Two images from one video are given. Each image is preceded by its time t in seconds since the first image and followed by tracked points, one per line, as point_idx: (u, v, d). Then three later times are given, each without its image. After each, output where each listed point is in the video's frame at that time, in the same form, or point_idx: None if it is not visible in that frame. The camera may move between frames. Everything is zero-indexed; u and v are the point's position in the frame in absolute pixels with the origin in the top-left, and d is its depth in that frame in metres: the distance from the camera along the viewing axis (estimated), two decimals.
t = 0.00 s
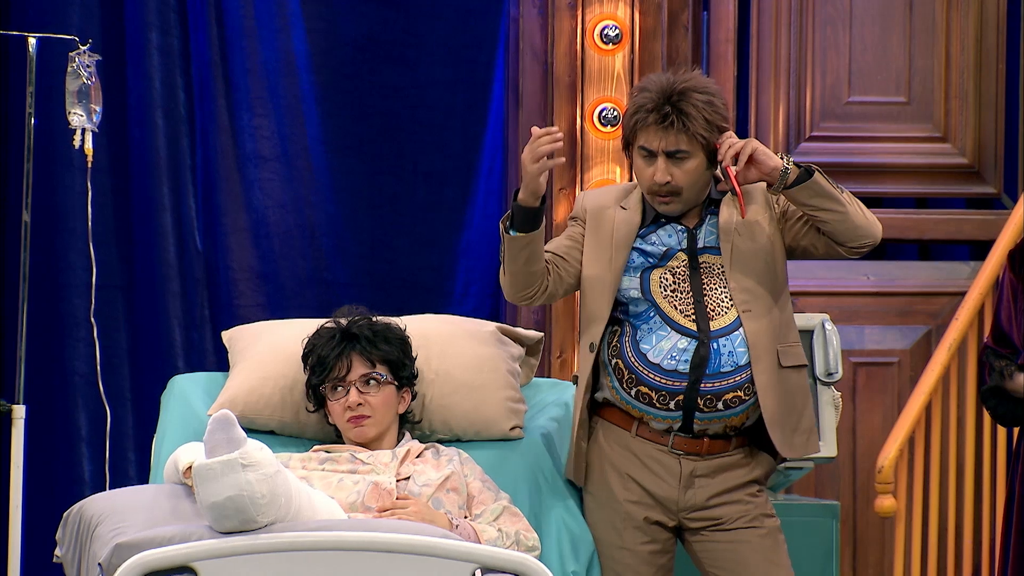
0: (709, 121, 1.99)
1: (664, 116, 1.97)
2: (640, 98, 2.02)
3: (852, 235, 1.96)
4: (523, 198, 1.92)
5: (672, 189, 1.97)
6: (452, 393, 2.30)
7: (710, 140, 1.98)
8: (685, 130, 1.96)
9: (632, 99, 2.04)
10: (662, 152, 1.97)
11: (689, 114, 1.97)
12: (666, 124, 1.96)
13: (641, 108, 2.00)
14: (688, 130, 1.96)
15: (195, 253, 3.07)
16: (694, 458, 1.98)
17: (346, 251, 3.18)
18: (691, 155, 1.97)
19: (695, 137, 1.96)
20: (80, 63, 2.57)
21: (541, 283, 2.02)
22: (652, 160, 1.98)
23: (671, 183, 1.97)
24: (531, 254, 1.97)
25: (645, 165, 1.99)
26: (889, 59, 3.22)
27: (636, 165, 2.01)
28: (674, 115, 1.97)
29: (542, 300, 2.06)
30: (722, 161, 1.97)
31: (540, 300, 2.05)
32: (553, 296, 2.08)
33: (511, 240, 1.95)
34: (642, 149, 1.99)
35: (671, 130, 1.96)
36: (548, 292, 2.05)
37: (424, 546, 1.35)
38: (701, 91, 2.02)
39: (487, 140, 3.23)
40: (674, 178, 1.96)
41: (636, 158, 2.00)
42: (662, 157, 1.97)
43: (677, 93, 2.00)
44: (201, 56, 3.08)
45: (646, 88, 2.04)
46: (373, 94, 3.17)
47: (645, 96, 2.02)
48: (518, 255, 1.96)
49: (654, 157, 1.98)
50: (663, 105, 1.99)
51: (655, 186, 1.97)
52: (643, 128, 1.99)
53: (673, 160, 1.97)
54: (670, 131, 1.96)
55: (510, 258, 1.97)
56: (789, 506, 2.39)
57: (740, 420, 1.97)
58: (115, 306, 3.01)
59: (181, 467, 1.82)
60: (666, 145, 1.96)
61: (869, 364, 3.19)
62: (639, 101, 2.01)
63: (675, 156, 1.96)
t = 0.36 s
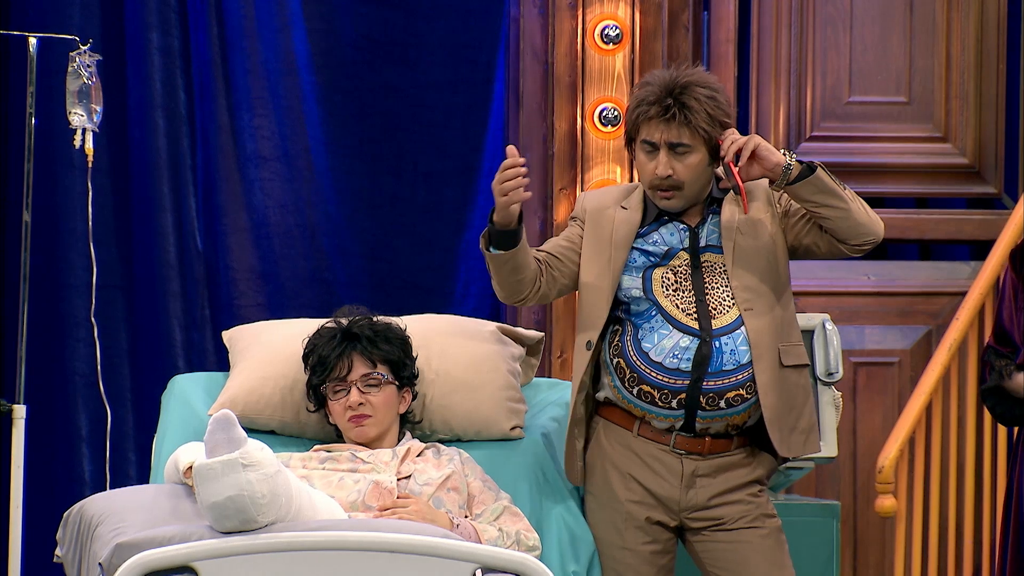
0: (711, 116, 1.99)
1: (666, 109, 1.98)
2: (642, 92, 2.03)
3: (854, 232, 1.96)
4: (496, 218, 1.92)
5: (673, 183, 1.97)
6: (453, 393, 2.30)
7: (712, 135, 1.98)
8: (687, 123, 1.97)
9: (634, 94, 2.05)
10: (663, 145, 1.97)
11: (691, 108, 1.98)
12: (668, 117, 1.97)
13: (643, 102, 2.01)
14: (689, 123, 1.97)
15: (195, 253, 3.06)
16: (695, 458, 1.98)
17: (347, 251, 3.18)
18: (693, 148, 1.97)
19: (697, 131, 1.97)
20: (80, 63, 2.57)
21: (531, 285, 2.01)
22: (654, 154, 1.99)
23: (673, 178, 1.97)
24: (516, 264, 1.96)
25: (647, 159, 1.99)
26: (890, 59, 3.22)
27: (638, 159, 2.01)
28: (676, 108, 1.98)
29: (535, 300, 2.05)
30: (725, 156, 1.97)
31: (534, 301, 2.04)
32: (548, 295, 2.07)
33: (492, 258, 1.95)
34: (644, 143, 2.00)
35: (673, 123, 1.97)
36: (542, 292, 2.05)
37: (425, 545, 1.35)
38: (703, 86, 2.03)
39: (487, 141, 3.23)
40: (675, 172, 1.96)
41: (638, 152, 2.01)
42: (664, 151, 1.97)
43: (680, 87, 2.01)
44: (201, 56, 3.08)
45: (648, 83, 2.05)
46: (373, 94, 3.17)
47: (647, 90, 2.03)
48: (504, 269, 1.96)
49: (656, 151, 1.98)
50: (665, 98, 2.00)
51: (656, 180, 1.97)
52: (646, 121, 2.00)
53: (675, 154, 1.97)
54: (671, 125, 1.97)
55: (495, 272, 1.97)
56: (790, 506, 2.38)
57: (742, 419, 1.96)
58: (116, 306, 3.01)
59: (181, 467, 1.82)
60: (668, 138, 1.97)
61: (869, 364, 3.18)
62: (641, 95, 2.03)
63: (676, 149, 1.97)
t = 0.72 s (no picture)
0: (715, 111, 2.00)
1: (671, 104, 1.98)
2: (646, 88, 2.03)
3: (856, 229, 1.97)
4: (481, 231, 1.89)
5: (677, 180, 1.97)
6: (453, 393, 2.30)
7: (716, 131, 1.99)
8: (692, 118, 1.97)
9: (638, 90, 2.05)
10: (667, 141, 1.97)
11: (696, 104, 1.98)
12: (673, 112, 1.97)
13: (647, 97, 2.01)
14: (695, 119, 1.97)
15: (195, 253, 3.06)
16: (699, 457, 1.98)
17: (347, 251, 3.18)
18: (697, 145, 1.97)
19: (702, 127, 1.97)
20: (80, 63, 2.57)
21: (530, 282, 2.00)
22: (657, 149, 1.99)
23: (676, 174, 1.97)
24: (512, 265, 1.94)
25: (651, 154, 1.99)
26: (890, 59, 3.22)
27: (640, 155, 2.01)
28: (682, 103, 1.98)
29: (536, 297, 2.04)
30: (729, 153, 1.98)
31: (535, 297, 2.03)
32: (550, 290, 2.06)
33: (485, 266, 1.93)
34: (647, 139, 2.00)
35: (678, 118, 1.97)
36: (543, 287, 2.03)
37: (426, 546, 1.35)
38: (707, 82, 2.03)
39: (487, 141, 3.23)
40: (679, 168, 1.96)
41: (641, 149, 2.01)
42: (668, 147, 1.97)
43: (684, 82, 2.01)
44: (201, 56, 3.07)
45: (652, 78, 2.05)
46: (373, 94, 3.17)
47: (651, 86, 2.03)
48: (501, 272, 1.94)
49: (659, 147, 1.98)
50: (670, 93, 2.00)
51: (660, 175, 1.97)
52: (650, 117, 1.99)
53: (679, 149, 1.97)
54: (676, 121, 1.97)
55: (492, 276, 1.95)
56: (790, 506, 2.39)
57: (746, 416, 1.97)
58: (116, 306, 3.01)
59: (181, 467, 1.82)
60: (673, 134, 1.97)
61: (869, 364, 3.18)
62: (645, 91, 2.02)
63: (681, 145, 1.97)
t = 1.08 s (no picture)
0: (721, 113, 2.00)
1: (679, 104, 1.97)
2: (652, 88, 2.02)
3: (857, 232, 1.98)
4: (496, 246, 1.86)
5: (682, 180, 1.97)
6: (453, 394, 2.30)
7: (722, 132, 1.99)
8: (700, 119, 1.97)
9: (644, 89, 2.04)
10: (674, 141, 1.97)
11: (703, 104, 1.98)
12: (681, 112, 1.97)
13: (654, 96, 2.00)
14: (702, 120, 1.97)
15: (195, 254, 3.06)
16: (702, 458, 1.97)
17: (347, 252, 3.18)
18: (702, 145, 1.97)
19: (708, 128, 1.97)
20: (80, 64, 2.57)
21: (550, 287, 1.96)
22: (663, 149, 1.98)
23: (681, 174, 1.97)
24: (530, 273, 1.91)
25: (656, 154, 1.98)
26: (890, 60, 3.22)
27: (644, 155, 2.00)
28: (689, 104, 1.98)
29: (558, 301, 2.00)
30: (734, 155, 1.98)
31: (556, 302, 1.99)
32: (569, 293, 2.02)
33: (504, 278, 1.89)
34: (652, 139, 1.99)
35: (686, 119, 1.97)
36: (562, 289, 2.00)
37: (425, 546, 1.35)
38: (712, 83, 2.03)
39: (487, 142, 3.23)
40: (685, 168, 1.96)
41: (646, 148, 2.00)
42: (674, 147, 1.97)
43: (691, 83, 2.01)
44: (201, 56, 3.07)
45: (657, 78, 2.04)
46: (373, 95, 3.17)
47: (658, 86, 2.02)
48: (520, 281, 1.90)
49: (665, 147, 1.98)
50: (677, 93, 1.99)
51: (665, 175, 1.97)
52: (657, 116, 1.98)
53: (685, 150, 1.97)
54: (684, 121, 1.97)
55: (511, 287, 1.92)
56: (790, 507, 2.39)
57: (750, 418, 1.97)
58: (116, 307, 3.01)
59: (181, 468, 1.82)
60: (679, 134, 1.96)
61: (869, 365, 3.18)
62: (652, 90, 2.01)
63: (687, 145, 1.97)
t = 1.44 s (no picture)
0: (730, 116, 1.99)
1: (690, 107, 1.96)
2: (662, 89, 2.00)
3: (860, 235, 1.98)
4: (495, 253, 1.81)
5: (690, 182, 1.96)
6: (453, 396, 2.29)
7: (730, 135, 1.98)
8: (710, 122, 1.95)
9: (653, 91, 2.02)
10: (683, 144, 1.95)
11: (714, 107, 1.97)
12: (692, 115, 1.95)
13: (664, 98, 1.98)
14: (713, 123, 1.95)
15: (195, 255, 3.06)
16: (707, 460, 1.96)
17: (347, 253, 3.18)
18: (711, 148, 1.96)
19: (718, 131, 1.96)
20: (80, 65, 2.57)
21: (550, 283, 1.92)
22: (671, 152, 1.96)
23: (689, 177, 1.95)
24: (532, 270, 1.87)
25: (663, 156, 1.97)
26: (889, 61, 3.22)
27: (652, 157, 1.99)
28: (700, 107, 1.96)
29: (559, 297, 1.96)
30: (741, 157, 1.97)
31: (558, 297, 1.95)
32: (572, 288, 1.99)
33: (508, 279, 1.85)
34: (661, 141, 1.97)
35: (696, 122, 1.95)
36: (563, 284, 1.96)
37: (426, 547, 1.35)
38: (721, 86, 2.02)
39: (487, 143, 3.23)
40: (694, 171, 1.95)
41: (653, 150, 1.98)
42: (683, 149, 1.95)
43: (701, 85, 1.99)
44: (201, 57, 3.07)
45: (667, 80, 2.02)
46: (372, 95, 3.17)
47: (668, 87, 2.00)
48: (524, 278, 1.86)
49: (674, 150, 1.96)
50: (688, 96, 1.97)
51: (673, 177, 1.95)
52: (666, 118, 1.96)
53: (693, 153, 1.95)
54: (694, 123, 1.95)
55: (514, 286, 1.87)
56: (790, 509, 2.38)
57: (757, 420, 1.97)
58: (116, 308, 3.01)
59: (181, 470, 1.82)
60: (689, 137, 1.95)
61: (869, 367, 3.18)
62: (662, 92, 1.99)
63: (696, 148, 1.95)
